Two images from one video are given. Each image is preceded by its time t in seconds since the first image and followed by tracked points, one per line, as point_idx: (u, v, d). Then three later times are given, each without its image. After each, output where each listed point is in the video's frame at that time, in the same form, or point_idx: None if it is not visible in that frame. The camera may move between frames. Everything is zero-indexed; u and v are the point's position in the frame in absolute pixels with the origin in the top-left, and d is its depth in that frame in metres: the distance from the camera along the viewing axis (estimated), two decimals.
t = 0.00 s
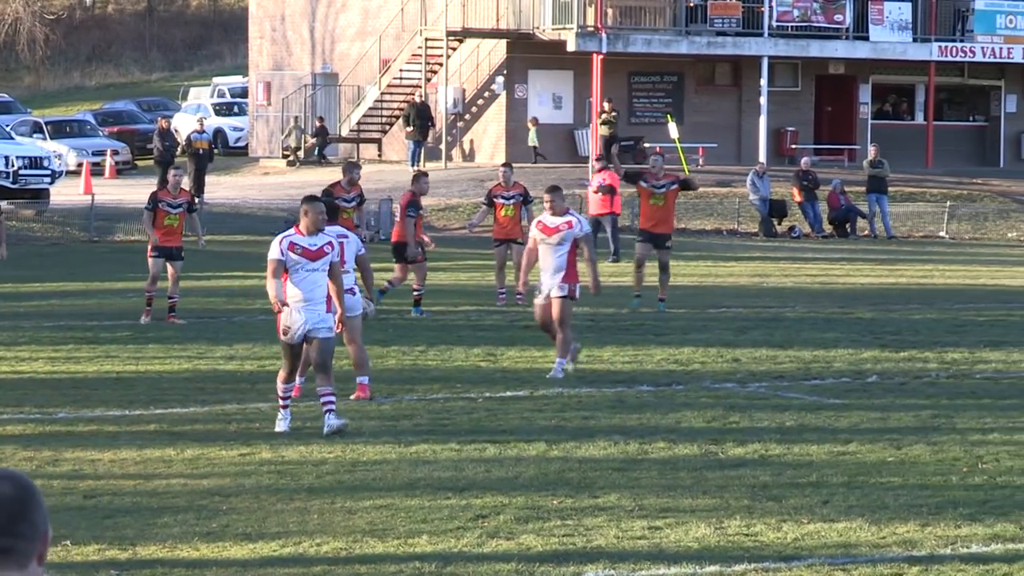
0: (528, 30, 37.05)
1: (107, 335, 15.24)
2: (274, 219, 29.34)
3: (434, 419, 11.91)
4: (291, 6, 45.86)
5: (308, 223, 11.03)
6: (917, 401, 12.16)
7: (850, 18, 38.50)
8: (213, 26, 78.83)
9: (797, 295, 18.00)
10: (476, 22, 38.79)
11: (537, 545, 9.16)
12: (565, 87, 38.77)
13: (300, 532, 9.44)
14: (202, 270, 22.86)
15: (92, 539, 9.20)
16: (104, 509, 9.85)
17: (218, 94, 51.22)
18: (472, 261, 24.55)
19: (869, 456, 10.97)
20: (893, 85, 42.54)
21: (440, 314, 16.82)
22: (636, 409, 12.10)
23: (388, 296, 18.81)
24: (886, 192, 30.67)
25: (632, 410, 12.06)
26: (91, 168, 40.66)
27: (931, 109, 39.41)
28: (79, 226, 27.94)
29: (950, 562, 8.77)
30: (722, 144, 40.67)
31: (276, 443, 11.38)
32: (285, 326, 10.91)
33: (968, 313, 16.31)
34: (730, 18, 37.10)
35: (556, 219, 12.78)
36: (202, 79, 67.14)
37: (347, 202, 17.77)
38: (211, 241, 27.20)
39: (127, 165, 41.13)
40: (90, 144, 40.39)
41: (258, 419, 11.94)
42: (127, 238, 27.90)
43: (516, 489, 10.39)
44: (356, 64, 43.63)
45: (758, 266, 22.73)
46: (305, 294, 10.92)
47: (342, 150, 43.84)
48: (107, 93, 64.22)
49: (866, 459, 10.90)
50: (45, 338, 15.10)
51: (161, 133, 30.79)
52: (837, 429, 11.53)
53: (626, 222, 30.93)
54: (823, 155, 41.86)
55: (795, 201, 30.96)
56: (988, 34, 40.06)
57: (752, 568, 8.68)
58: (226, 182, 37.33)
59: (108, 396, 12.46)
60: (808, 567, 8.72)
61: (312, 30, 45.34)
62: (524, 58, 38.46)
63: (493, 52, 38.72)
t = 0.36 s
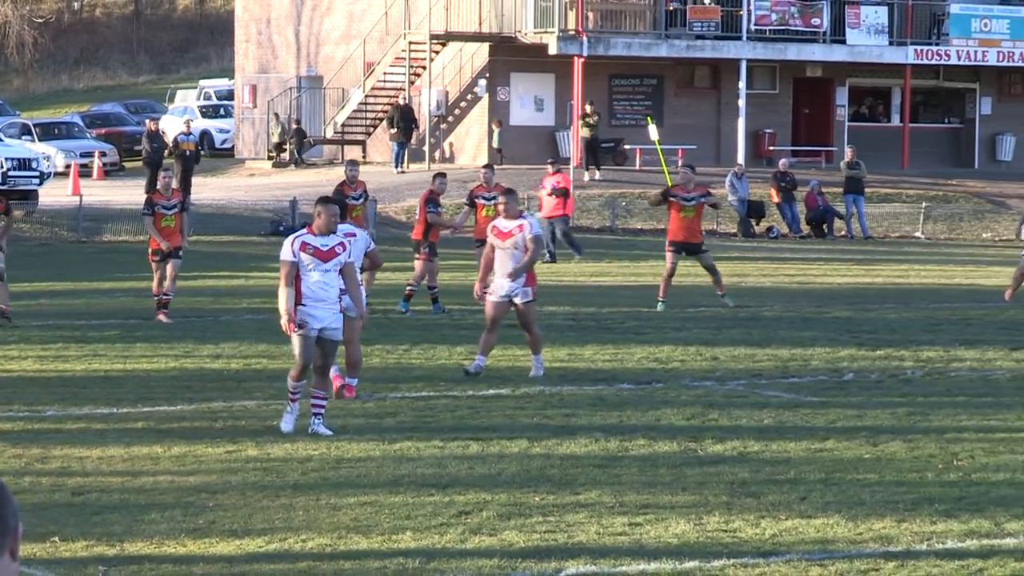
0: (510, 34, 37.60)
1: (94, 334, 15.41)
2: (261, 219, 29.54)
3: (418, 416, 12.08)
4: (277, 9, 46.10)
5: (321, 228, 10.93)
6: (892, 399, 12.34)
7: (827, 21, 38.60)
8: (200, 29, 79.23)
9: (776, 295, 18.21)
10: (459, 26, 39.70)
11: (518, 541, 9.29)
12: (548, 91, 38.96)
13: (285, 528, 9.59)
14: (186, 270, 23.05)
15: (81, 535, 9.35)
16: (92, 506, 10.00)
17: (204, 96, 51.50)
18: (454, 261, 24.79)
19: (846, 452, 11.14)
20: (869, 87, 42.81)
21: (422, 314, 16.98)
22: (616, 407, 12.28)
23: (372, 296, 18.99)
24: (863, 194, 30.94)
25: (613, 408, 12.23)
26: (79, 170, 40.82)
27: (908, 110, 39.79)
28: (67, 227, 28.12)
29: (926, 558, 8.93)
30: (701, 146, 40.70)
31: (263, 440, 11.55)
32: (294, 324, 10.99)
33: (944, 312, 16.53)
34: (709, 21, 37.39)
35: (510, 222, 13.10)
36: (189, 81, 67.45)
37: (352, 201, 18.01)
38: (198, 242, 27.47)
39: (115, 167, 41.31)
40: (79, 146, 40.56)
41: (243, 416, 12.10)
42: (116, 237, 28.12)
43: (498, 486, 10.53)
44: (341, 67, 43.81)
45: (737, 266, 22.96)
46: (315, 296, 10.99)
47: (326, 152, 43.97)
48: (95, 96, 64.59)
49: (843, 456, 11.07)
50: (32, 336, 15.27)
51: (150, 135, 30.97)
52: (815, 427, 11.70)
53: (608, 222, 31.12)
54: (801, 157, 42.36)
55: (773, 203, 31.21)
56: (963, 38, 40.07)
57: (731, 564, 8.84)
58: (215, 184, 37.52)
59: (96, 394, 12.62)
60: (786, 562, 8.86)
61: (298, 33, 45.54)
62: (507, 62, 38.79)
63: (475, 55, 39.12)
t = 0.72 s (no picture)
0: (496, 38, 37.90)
1: (88, 333, 15.65)
2: (254, 219, 29.79)
3: (405, 413, 12.30)
4: (268, 13, 46.73)
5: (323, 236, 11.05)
6: (870, 396, 12.57)
7: (808, 24, 38.85)
8: (192, 33, 79.59)
9: (757, 294, 18.46)
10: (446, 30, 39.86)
11: (504, 535, 9.47)
12: (533, 93, 39.28)
13: (276, 523, 9.79)
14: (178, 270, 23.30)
15: (75, 529, 9.57)
16: (85, 501, 10.21)
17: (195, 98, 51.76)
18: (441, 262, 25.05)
19: (825, 448, 11.36)
20: (848, 90, 43.11)
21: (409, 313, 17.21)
22: (600, 404, 12.51)
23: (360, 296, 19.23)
24: (843, 194, 31.17)
25: (597, 405, 12.47)
26: (74, 171, 41.00)
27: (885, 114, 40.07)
28: (62, 227, 28.33)
29: (904, 552, 9.09)
30: (683, 147, 41.05)
31: (253, 436, 11.77)
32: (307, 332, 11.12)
33: (922, 310, 16.79)
34: (690, 25, 38.06)
35: (476, 221, 12.99)
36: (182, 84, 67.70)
37: (375, 206, 18.38)
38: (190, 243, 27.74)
39: (108, 167, 41.55)
40: (73, 147, 40.73)
41: (234, 413, 12.32)
42: (109, 237, 28.37)
43: (485, 481, 10.74)
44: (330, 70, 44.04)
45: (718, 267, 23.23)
46: (325, 302, 11.11)
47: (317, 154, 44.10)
48: (88, 99, 64.89)
49: (823, 452, 11.28)
50: (27, 335, 15.50)
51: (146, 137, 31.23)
52: (795, 423, 11.92)
53: (593, 222, 31.30)
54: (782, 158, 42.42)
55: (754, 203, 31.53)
56: (939, 42, 40.35)
57: (713, 558, 9.01)
58: (210, 185, 37.72)
59: (90, 391, 12.84)
60: (767, 556, 9.04)
61: (288, 37, 45.98)
62: (494, 65, 38.95)
63: (462, 57, 39.21)
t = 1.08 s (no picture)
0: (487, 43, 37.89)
1: (90, 331, 15.94)
2: (251, 218, 30.10)
3: (399, 409, 12.59)
4: (264, 19, 47.00)
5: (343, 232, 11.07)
6: (854, 393, 12.85)
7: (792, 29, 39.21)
8: (192, 37, 79.96)
9: (744, 293, 18.77)
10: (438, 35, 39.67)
11: (496, 528, 9.73)
12: (524, 96, 39.76)
13: (273, 516, 10.07)
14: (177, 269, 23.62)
15: (77, 522, 9.84)
16: (87, 495, 10.49)
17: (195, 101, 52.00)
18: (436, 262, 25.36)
19: (809, 443, 11.63)
20: (831, 94, 43.64)
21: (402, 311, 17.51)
22: (590, 400, 12.79)
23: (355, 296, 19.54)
24: (826, 195, 31.53)
25: (587, 401, 12.75)
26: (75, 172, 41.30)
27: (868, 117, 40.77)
28: (64, 227, 28.60)
29: (886, 544, 9.30)
30: (671, 149, 41.45)
31: (251, 431, 12.05)
32: (320, 332, 11.05)
33: (905, 308, 17.09)
34: (678, 30, 38.16)
35: (474, 225, 13.21)
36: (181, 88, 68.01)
37: (396, 200, 19.26)
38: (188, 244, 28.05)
39: (110, 169, 41.88)
40: (75, 149, 41.02)
41: (232, 409, 12.61)
42: (110, 237, 28.67)
43: (477, 475, 11.02)
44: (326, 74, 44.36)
45: (707, 267, 23.55)
46: (340, 302, 11.05)
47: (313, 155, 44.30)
48: (88, 101, 65.20)
49: (807, 447, 11.55)
50: (30, 333, 15.80)
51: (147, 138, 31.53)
52: (779, 419, 12.21)
53: (583, 222, 31.57)
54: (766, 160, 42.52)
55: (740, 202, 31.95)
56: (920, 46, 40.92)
57: (700, 549, 9.24)
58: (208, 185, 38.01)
59: (90, 388, 13.12)
60: (753, 547, 9.28)
61: (284, 41, 46.30)
62: (486, 69, 39.23)
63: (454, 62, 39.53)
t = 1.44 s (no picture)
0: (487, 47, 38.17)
1: (97, 329, 16.18)
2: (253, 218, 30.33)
3: (400, 405, 12.83)
4: (268, 22, 47.32)
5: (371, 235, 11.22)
6: (847, 390, 13.09)
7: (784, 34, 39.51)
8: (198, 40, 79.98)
9: (739, 292, 19.01)
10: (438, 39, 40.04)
11: (495, 522, 9.96)
12: (523, 99, 39.95)
13: (276, 510, 10.29)
14: (183, 268, 23.85)
15: (84, 517, 10.07)
16: (94, 490, 10.71)
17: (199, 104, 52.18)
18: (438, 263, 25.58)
19: (802, 439, 11.87)
20: (823, 96, 43.90)
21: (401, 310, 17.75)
22: (587, 396, 13.03)
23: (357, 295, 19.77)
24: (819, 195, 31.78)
25: (584, 397, 12.99)
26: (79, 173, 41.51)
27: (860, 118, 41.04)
28: (70, 228, 28.79)
29: (877, 538, 9.53)
30: (666, 151, 41.69)
31: (255, 427, 12.27)
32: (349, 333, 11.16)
33: (898, 307, 17.32)
34: (674, 34, 38.19)
35: (487, 233, 13.34)
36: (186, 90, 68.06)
37: (423, 204, 19.73)
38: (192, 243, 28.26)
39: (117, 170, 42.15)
40: (82, 151, 41.23)
41: (237, 406, 12.83)
42: (114, 237, 28.90)
43: (476, 470, 11.24)
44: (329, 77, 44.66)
45: (705, 266, 23.78)
46: (369, 303, 11.16)
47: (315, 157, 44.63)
48: (93, 104, 65.29)
49: (800, 443, 11.78)
50: (39, 331, 16.02)
51: (152, 140, 31.79)
52: (773, 415, 12.46)
53: (580, 223, 31.82)
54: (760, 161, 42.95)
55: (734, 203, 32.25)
56: (911, 50, 41.19)
57: (694, 544, 9.46)
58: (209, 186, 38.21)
59: (97, 385, 13.34)
60: (747, 541, 9.51)
61: (288, 45, 46.67)
62: (485, 73, 39.51)
63: (454, 65, 39.89)
